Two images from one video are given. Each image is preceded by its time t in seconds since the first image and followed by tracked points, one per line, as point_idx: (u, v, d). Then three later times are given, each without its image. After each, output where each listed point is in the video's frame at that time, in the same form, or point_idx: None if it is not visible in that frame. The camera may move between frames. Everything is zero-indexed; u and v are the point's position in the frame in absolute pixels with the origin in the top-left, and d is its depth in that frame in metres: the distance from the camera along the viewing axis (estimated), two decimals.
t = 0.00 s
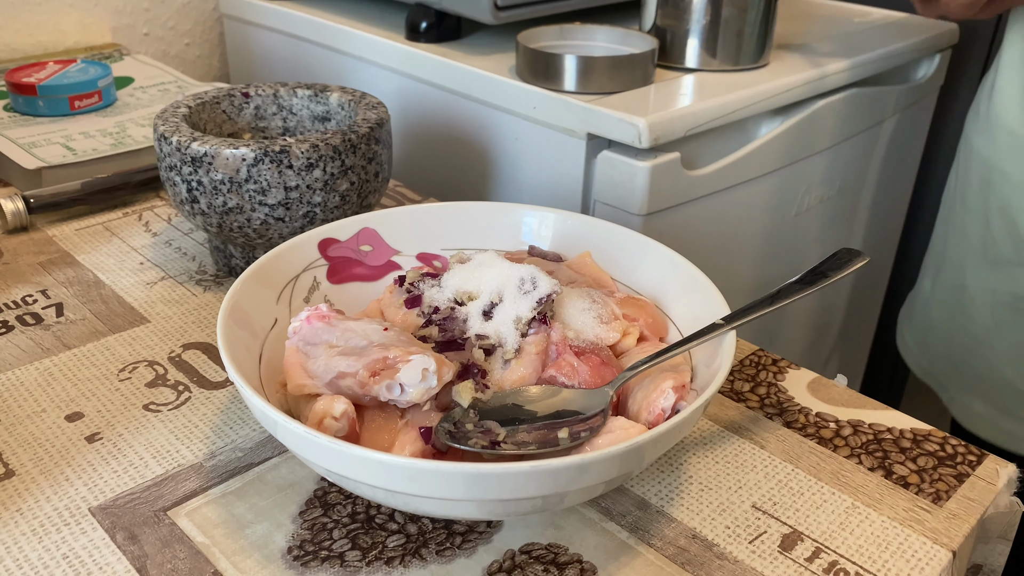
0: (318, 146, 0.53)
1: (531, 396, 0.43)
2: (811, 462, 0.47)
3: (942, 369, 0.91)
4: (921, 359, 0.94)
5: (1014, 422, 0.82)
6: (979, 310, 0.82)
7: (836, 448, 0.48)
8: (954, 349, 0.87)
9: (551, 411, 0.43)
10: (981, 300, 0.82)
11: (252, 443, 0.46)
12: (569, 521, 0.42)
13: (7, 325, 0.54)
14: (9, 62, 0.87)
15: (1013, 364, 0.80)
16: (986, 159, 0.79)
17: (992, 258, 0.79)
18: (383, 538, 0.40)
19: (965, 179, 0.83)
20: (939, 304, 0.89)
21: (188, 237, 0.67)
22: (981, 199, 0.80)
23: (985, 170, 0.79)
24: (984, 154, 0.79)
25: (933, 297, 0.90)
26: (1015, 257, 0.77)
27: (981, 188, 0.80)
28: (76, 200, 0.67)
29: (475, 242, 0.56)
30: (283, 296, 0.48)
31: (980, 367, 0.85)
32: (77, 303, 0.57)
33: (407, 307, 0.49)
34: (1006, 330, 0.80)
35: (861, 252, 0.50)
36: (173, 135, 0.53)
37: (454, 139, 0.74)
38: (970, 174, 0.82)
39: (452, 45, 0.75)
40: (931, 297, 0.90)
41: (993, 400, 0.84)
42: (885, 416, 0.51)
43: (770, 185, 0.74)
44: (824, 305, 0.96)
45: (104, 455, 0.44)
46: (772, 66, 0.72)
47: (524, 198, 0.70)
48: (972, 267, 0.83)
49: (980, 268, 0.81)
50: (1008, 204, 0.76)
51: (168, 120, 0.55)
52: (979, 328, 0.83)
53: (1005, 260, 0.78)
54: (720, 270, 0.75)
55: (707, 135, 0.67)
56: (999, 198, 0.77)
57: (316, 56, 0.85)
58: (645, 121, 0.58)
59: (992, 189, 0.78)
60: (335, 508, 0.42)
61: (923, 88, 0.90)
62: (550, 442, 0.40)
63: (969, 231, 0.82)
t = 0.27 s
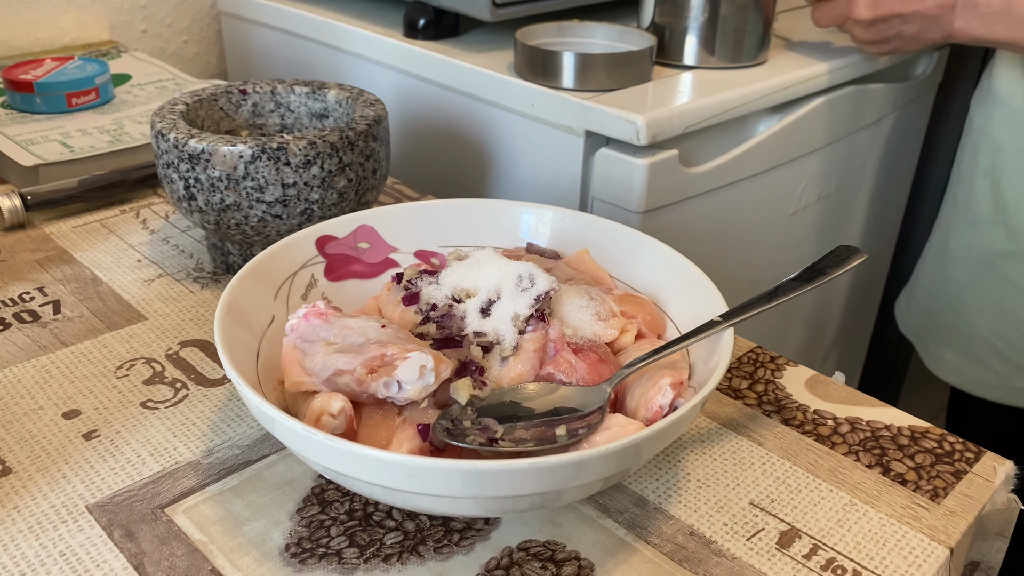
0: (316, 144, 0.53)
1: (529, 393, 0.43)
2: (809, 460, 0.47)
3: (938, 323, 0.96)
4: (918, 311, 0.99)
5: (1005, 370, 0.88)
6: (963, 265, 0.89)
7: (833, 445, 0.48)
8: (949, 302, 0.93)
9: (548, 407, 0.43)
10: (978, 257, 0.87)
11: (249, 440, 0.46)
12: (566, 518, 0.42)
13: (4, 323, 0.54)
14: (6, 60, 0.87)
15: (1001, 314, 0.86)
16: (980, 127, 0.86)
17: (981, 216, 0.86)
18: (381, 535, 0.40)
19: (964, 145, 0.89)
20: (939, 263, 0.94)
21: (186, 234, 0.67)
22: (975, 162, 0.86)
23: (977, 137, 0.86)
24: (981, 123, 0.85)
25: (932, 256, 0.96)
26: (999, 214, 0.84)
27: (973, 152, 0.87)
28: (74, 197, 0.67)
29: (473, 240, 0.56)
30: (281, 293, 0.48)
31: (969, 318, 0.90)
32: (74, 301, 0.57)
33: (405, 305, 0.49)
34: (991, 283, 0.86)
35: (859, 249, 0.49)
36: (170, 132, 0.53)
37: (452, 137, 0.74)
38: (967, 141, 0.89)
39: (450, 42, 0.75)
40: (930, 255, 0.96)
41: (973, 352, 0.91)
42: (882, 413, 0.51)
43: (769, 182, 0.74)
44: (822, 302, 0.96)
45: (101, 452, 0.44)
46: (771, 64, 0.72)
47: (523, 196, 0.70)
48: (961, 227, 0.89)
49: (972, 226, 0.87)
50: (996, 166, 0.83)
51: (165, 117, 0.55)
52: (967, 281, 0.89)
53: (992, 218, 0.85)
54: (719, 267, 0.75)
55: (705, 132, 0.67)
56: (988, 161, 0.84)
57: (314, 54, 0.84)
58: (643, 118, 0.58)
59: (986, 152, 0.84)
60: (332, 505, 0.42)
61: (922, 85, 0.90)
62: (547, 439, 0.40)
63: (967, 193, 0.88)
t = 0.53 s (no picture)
0: (316, 142, 0.53)
1: (529, 392, 0.44)
2: (807, 457, 0.47)
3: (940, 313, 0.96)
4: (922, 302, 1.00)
5: (1005, 356, 0.88)
6: (962, 254, 0.90)
7: (832, 442, 0.48)
8: (950, 291, 0.93)
9: (548, 406, 0.43)
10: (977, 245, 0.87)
11: (250, 438, 0.46)
12: (566, 516, 0.42)
13: (4, 321, 0.54)
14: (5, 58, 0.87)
15: (999, 300, 0.87)
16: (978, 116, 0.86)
17: (979, 205, 0.86)
18: (381, 533, 0.41)
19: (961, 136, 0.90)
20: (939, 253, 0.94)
21: (185, 232, 0.67)
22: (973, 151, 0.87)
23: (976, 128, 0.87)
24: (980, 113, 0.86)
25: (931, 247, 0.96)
26: (997, 203, 0.84)
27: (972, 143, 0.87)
28: (74, 196, 0.67)
29: (472, 238, 0.56)
30: (281, 292, 0.48)
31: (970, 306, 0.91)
32: (74, 299, 0.57)
33: (405, 303, 0.49)
34: (991, 269, 0.87)
35: (858, 248, 0.50)
36: (170, 131, 0.53)
37: (452, 135, 0.74)
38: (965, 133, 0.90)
39: (449, 41, 0.75)
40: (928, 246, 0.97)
41: (974, 339, 0.92)
42: (881, 412, 0.52)
43: (768, 180, 0.74)
44: (821, 301, 0.96)
45: (102, 451, 0.44)
46: (770, 63, 0.72)
47: (522, 194, 0.70)
48: (959, 216, 0.90)
49: (970, 216, 0.88)
50: (992, 156, 0.84)
51: (165, 115, 0.55)
52: (967, 269, 0.90)
53: (990, 206, 0.85)
54: (718, 265, 0.75)
55: (704, 131, 0.67)
56: (985, 150, 0.85)
57: (313, 52, 0.84)
58: (643, 117, 0.58)
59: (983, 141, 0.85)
60: (333, 504, 0.42)
61: (921, 84, 0.91)
62: (547, 438, 0.40)
63: (966, 183, 0.88)
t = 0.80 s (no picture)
0: (313, 139, 0.53)
1: (526, 389, 0.44)
2: (806, 455, 0.47)
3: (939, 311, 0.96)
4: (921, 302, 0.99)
5: (1008, 350, 0.88)
6: (962, 250, 0.90)
7: (830, 440, 0.48)
8: (949, 289, 0.93)
9: (545, 404, 0.43)
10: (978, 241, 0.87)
11: (247, 436, 0.46)
12: (564, 514, 0.42)
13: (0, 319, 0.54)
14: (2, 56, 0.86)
15: (1002, 294, 0.87)
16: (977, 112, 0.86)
17: (979, 201, 0.86)
18: (378, 531, 0.40)
19: (959, 133, 0.90)
20: (938, 250, 0.94)
21: (183, 230, 0.66)
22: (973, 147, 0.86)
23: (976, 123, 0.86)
24: (980, 109, 0.86)
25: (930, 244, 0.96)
26: (998, 199, 0.84)
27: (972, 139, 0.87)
28: (70, 193, 0.66)
29: (470, 236, 0.56)
30: (278, 290, 0.48)
31: (971, 302, 0.91)
32: (71, 297, 0.57)
33: (403, 301, 0.49)
34: (994, 265, 0.87)
35: (857, 245, 0.50)
36: (167, 128, 0.52)
37: (449, 133, 0.74)
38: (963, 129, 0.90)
39: (447, 38, 0.75)
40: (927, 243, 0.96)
41: (976, 335, 0.91)
42: (879, 409, 0.51)
43: (766, 178, 0.74)
44: (819, 299, 0.96)
45: (98, 448, 0.44)
46: (768, 60, 0.72)
47: (520, 192, 0.70)
48: (959, 213, 0.89)
49: (971, 211, 0.88)
50: (993, 152, 0.84)
51: (162, 112, 0.55)
52: (968, 266, 0.89)
53: (991, 201, 0.85)
54: (717, 262, 0.75)
55: (702, 128, 0.67)
56: (985, 146, 0.85)
57: (310, 49, 0.84)
58: (641, 114, 0.57)
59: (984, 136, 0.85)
60: (330, 501, 0.42)
61: (919, 81, 0.90)
62: (545, 435, 0.40)
63: (966, 178, 0.88)
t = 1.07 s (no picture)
0: (311, 138, 0.53)
1: (524, 388, 0.44)
2: (804, 453, 0.47)
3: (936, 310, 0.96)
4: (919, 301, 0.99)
5: (1007, 347, 0.89)
6: (960, 250, 0.90)
7: (828, 438, 0.48)
8: (947, 288, 0.93)
9: (543, 403, 0.43)
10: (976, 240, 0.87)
11: (245, 435, 0.46)
12: (562, 512, 0.42)
13: None
14: None
15: (1002, 293, 0.87)
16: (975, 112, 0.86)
17: (978, 200, 0.86)
18: (377, 530, 0.40)
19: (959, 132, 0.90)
20: (936, 249, 0.94)
21: (181, 229, 0.66)
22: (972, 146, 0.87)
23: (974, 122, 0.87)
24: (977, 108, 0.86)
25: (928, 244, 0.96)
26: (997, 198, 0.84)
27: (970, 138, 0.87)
28: (68, 192, 0.66)
29: (468, 235, 0.56)
30: (276, 289, 0.48)
31: (969, 301, 0.91)
32: (68, 296, 0.57)
33: (401, 300, 0.49)
34: (993, 263, 0.87)
35: (855, 243, 0.50)
36: (165, 127, 0.52)
37: (448, 132, 0.74)
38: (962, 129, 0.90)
39: (445, 37, 0.75)
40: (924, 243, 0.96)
41: (974, 334, 0.92)
42: (877, 408, 0.52)
43: (764, 177, 0.74)
44: (817, 298, 0.96)
45: (96, 448, 0.44)
46: (766, 59, 0.72)
47: (518, 191, 0.70)
48: (957, 212, 0.90)
49: (969, 211, 0.88)
50: (991, 151, 0.84)
51: (160, 111, 0.55)
52: (966, 265, 0.89)
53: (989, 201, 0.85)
54: (715, 261, 0.75)
55: (701, 127, 0.67)
56: (983, 145, 0.85)
57: (308, 48, 0.84)
58: (639, 113, 0.57)
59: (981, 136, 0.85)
60: (328, 500, 0.42)
61: (917, 81, 0.91)
62: (544, 434, 0.40)
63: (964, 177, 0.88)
